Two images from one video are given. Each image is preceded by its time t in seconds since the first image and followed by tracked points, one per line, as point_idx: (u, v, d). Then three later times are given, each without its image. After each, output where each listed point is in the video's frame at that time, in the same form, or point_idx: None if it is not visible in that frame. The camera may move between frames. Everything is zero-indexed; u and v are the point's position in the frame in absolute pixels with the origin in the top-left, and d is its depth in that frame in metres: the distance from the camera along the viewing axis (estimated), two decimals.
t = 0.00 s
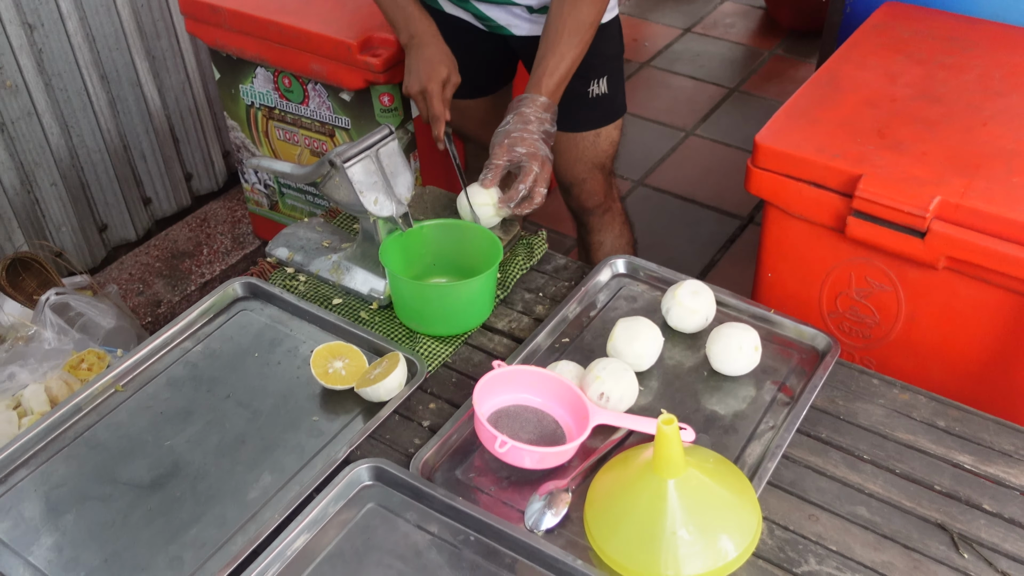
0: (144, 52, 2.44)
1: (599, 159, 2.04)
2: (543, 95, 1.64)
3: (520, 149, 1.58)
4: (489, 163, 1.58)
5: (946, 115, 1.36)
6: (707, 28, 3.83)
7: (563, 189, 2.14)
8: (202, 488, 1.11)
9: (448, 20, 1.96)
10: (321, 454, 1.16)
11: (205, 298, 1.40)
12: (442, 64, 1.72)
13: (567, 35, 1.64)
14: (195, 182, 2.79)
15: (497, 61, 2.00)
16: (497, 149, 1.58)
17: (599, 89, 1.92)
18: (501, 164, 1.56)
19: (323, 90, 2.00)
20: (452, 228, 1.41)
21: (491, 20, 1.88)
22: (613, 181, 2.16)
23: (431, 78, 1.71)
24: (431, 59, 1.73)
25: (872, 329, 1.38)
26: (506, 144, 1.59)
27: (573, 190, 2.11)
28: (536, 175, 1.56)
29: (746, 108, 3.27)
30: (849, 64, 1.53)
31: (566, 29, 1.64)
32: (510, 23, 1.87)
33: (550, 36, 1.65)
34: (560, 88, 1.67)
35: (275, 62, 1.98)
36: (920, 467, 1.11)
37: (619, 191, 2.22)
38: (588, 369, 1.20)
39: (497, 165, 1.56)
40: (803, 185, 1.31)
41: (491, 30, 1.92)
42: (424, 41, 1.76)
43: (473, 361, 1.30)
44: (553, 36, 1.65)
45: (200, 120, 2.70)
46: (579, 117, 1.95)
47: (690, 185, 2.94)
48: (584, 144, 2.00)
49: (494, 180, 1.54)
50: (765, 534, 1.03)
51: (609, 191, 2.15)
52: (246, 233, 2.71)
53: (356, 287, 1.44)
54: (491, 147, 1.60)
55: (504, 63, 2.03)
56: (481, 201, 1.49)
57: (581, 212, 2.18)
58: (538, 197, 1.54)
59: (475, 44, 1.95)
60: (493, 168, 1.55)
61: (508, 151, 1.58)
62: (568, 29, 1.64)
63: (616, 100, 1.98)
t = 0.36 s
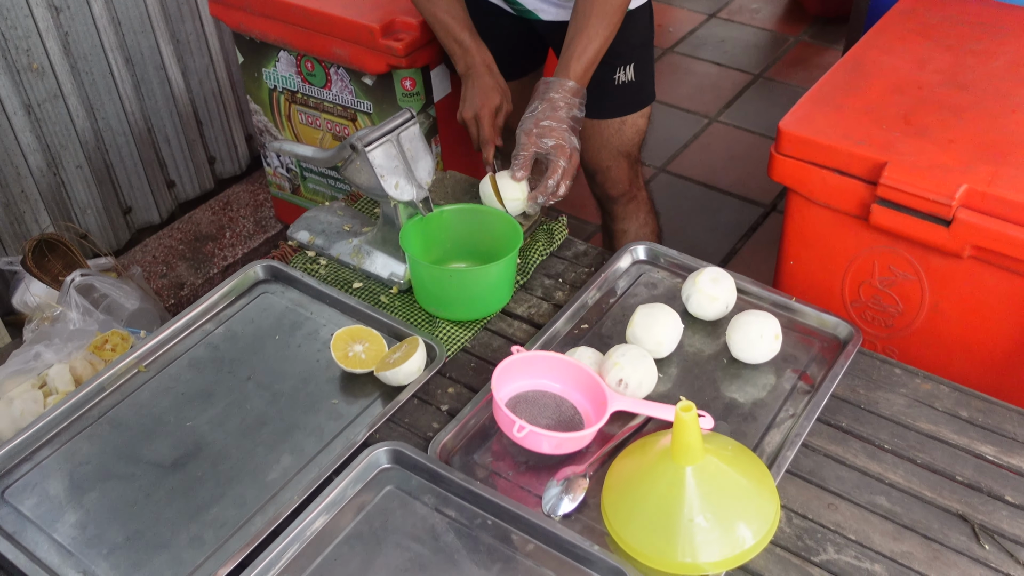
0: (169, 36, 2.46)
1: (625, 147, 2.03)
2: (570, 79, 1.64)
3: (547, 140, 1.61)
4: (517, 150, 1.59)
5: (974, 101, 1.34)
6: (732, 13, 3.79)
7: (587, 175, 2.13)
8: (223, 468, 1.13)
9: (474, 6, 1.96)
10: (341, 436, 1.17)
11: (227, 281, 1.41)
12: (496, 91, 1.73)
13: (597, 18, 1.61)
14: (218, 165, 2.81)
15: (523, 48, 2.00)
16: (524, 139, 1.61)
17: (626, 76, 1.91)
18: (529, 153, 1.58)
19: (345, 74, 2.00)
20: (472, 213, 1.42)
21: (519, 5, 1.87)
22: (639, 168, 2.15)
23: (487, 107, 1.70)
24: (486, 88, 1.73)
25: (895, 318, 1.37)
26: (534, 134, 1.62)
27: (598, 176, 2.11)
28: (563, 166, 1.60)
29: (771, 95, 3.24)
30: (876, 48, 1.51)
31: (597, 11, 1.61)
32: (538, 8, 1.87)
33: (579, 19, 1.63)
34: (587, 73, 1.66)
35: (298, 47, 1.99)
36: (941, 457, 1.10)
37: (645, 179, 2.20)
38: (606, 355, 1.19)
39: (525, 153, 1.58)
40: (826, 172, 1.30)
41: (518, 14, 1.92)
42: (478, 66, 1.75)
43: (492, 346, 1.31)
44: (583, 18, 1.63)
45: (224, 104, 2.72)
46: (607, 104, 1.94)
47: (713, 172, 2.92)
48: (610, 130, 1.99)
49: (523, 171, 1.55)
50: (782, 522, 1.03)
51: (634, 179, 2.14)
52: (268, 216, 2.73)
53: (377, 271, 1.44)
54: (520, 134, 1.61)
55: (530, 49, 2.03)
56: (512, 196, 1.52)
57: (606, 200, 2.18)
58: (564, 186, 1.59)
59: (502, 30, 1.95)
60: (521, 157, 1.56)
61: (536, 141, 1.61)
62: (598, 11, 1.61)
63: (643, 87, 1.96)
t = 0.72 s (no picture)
0: (189, 25, 2.46)
1: (647, 146, 2.03)
2: (619, 59, 1.62)
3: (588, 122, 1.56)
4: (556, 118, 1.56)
5: (996, 101, 1.32)
6: (751, 9, 3.77)
7: (608, 172, 2.14)
8: (237, 457, 1.14)
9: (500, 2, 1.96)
10: (354, 428, 1.17)
11: (243, 271, 1.42)
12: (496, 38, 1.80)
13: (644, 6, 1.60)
14: (235, 155, 2.82)
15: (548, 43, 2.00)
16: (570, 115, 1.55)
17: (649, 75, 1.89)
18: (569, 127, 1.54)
19: (363, 65, 2.00)
20: (488, 206, 1.42)
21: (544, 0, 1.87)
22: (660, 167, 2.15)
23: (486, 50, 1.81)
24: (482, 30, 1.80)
25: (911, 318, 1.36)
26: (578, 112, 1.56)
27: (618, 176, 2.11)
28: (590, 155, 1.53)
29: (789, 91, 3.22)
30: (897, 46, 1.49)
31: None
32: (562, 4, 1.86)
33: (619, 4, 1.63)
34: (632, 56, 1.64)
35: (317, 38, 1.99)
36: (955, 459, 1.10)
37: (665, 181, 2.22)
38: (620, 350, 1.19)
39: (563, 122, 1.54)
40: (844, 170, 1.29)
41: (543, 8, 1.91)
42: (461, 6, 1.80)
43: (506, 340, 1.31)
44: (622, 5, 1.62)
45: (242, 93, 2.73)
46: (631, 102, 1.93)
47: (730, 169, 2.90)
48: (632, 130, 1.99)
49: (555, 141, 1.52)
50: (794, 521, 1.03)
51: (654, 180, 2.14)
52: (284, 206, 2.74)
53: (392, 263, 1.45)
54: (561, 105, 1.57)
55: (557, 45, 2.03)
56: (553, 160, 1.52)
57: (626, 199, 2.18)
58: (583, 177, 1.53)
59: (526, 24, 1.95)
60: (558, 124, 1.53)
61: (579, 114, 1.56)
62: None
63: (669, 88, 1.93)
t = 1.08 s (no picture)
0: (197, 21, 2.47)
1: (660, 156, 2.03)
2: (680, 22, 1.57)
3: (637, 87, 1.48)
4: (607, 77, 1.48)
5: (1004, 103, 1.32)
6: (760, 9, 3.76)
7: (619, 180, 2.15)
8: (241, 452, 1.14)
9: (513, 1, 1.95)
10: (358, 424, 1.17)
11: (249, 266, 1.42)
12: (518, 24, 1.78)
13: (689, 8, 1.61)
14: (241, 151, 2.82)
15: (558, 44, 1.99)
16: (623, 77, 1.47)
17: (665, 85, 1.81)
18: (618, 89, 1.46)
19: (370, 62, 2.00)
20: (494, 204, 1.42)
21: None
22: (673, 176, 2.14)
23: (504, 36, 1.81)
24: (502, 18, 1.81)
25: (916, 320, 1.36)
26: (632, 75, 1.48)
27: (630, 184, 2.12)
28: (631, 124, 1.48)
29: (797, 91, 3.21)
30: (906, 47, 1.49)
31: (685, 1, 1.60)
32: (576, 5, 1.84)
33: None
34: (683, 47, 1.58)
35: (324, 34, 1.99)
36: (960, 461, 1.09)
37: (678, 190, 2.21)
38: (625, 350, 1.19)
39: (612, 84, 1.46)
40: (851, 171, 1.28)
41: (557, 9, 1.90)
42: None
43: (510, 338, 1.31)
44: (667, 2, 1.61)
45: (249, 89, 2.73)
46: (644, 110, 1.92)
47: (737, 169, 2.90)
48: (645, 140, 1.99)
49: (600, 103, 1.47)
50: (797, 522, 1.02)
51: (666, 188, 2.14)
52: (290, 202, 2.74)
53: (397, 260, 1.45)
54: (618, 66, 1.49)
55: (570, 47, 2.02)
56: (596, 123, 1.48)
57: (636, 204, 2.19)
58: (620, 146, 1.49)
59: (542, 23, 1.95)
60: (606, 86, 1.45)
61: (631, 78, 1.48)
62: None
63: (680, 99, 1.87)
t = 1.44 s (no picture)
0: (197, 19, 2.47)
1: (666, 167, 2.03)
2: None
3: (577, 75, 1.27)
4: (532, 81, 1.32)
5: (1004, 106, 1.32)
6: (761, 11, 3.76)
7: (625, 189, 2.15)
8: (239, 452, 1.14)
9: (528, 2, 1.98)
10: (356, 424, 1.17)
11: (248, 265, 1.42)
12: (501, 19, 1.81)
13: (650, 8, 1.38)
14: (241, 150, 2.82)
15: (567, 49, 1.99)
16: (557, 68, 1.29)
17: (667, 92, 1.86)
18: (538, 85, 1.29)
19: (370, 62, 2.00)
20: (494, 204, 1.42)
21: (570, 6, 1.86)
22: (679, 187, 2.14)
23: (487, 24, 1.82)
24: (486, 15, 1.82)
25: (915, 324, 1.36)
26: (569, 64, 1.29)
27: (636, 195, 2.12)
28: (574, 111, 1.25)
29: (797, 94, 3.21)
30: (906, 50, 1.49)
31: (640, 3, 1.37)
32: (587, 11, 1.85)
33: None
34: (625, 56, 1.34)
35: (324, 33, 1.99)
36: (958, 465, 1.09)
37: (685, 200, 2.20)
38: (624, 351, 1.19)
39: (535, 82, 1.29)
40: (851, 173, 1.28)
41: (567, 12, 1.90)
42: None
43: (509, 339, 1.31)
44: None
45: (249, 88, 2.73)
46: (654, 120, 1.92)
47: (736, 171, 2.90)
48: (651, 147, 1.99)
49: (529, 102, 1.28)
50: (794, 524, 1.02)
51: (672, 199, 2.13)
52: (289, 202, 2.74)
53: (396, 260, 1.45)
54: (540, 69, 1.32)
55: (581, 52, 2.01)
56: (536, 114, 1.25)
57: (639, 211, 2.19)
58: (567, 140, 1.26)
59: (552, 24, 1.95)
60: (529, 85, 1.29)
61: (553, 69, 1.29)
62: None
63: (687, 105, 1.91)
